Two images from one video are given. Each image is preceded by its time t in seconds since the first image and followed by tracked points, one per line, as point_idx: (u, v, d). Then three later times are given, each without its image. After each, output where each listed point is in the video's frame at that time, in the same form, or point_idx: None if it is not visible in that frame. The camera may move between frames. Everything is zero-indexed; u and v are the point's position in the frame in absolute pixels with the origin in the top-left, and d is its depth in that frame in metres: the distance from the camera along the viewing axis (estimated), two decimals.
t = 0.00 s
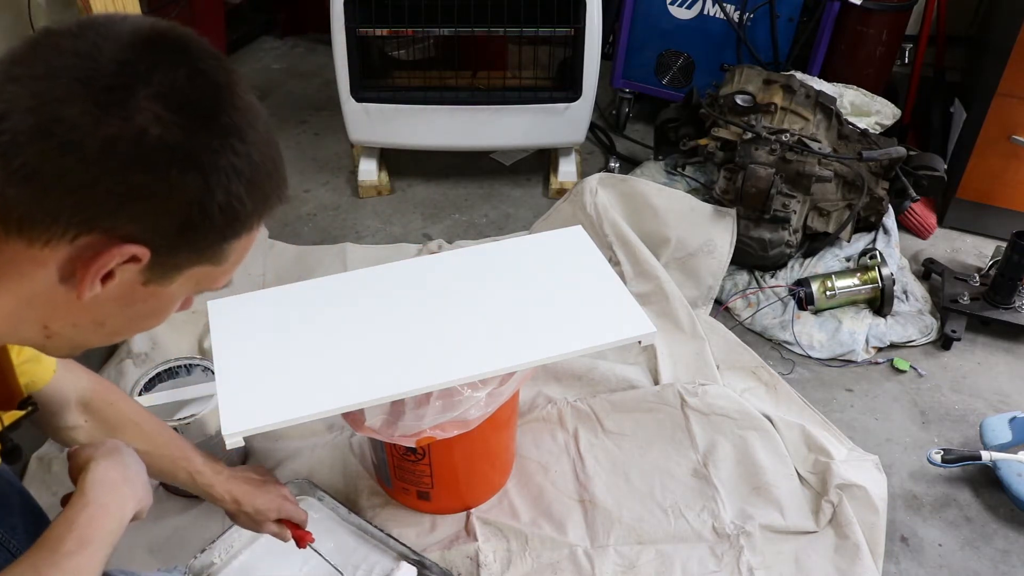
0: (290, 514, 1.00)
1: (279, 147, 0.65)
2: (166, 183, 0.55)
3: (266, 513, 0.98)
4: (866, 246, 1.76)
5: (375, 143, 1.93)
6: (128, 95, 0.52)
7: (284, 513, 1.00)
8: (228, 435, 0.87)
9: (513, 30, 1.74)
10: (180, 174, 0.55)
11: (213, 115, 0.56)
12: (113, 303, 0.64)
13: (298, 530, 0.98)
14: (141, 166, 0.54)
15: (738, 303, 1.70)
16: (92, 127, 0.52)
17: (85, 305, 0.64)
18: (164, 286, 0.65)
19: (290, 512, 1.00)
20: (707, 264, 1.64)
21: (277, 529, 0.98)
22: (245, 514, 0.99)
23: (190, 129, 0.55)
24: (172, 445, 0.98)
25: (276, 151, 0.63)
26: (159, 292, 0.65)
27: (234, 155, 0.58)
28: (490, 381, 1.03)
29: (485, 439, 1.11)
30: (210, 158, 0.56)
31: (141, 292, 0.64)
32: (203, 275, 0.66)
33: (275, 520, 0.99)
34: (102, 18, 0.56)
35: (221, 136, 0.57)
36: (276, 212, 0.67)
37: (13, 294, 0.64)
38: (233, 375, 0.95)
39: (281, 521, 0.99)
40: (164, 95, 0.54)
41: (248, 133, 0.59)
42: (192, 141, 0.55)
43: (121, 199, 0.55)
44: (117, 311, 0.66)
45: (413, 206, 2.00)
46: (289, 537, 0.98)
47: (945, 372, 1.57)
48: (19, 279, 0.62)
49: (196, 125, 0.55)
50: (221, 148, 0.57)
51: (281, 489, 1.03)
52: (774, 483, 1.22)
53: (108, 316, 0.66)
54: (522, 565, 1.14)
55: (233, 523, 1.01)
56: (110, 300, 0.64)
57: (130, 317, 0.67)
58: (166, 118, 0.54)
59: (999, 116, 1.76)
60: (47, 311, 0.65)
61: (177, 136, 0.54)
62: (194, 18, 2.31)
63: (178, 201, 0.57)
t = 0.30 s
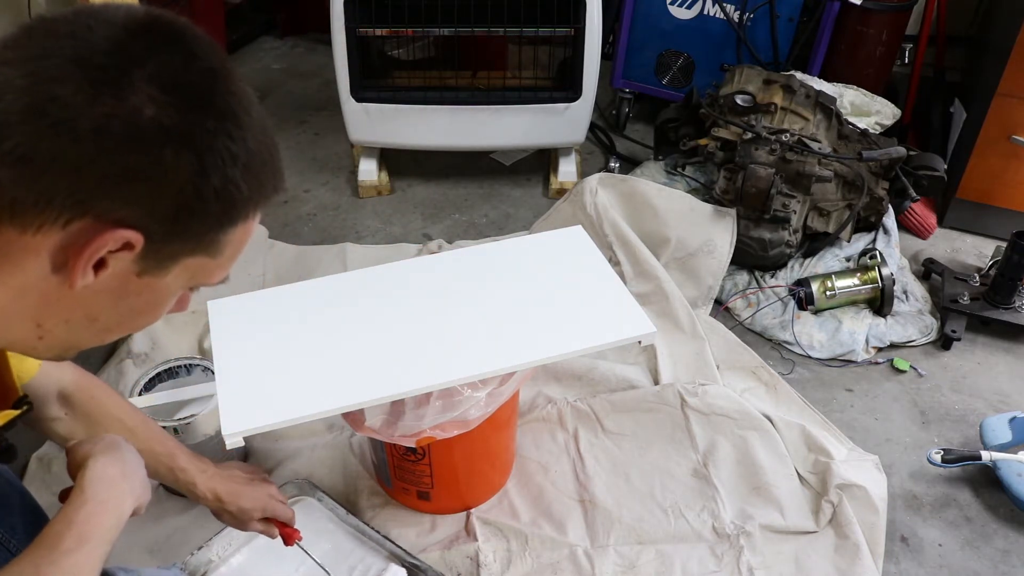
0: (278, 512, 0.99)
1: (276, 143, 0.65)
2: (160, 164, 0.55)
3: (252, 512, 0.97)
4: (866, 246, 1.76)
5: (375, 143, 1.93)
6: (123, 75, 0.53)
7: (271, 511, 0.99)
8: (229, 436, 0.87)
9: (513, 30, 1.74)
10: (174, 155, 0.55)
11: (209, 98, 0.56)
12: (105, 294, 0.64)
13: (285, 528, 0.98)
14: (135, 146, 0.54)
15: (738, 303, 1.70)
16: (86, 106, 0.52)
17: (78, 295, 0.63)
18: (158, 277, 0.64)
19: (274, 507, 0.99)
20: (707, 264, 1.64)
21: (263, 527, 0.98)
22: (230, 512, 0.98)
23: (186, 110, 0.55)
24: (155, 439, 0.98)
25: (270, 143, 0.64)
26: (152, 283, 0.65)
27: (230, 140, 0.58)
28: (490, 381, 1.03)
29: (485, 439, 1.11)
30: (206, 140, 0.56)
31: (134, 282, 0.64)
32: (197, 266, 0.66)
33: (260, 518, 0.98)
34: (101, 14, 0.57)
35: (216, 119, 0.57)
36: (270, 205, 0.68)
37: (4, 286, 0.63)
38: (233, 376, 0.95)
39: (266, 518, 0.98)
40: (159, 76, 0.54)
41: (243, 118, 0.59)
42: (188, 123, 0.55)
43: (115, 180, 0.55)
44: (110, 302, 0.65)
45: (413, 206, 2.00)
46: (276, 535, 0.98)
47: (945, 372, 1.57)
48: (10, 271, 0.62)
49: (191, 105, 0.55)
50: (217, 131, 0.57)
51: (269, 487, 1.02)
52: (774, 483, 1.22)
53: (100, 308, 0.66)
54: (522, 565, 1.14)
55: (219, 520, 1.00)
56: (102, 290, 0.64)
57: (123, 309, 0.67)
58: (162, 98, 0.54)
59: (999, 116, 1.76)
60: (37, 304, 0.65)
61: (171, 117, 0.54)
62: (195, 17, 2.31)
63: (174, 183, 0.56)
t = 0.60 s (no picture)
0: (281, 524, 0.99)
1: (284, 148, 0.64)
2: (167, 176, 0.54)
3: (253, 526, 0.96)
4: (866, 246, 1.76)
5: (375, 143, 1.93)
6: (130, 84, 0.52)
7: (274, 523, 0.99)
8: (229, 435, 0.87)
9: (513, 30, 1.74)
10: (181, 166, 0.54)
11: (218, 108, 0.55)
12: (110, 306, 0.64)
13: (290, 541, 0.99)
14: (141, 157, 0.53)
15: (738, 303, 1.69)
16: (91, 115, 0.51)
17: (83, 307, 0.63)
18: (164, 289, 0.64)
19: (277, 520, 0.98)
20: (707, 264, 1.64)
21: (266, 539, 0.97)
22: (230, 525, 0.97)
23: (194, 120, 0.54)
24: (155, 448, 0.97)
25: (281, 153, 0.63)
26: (158, 295, 0.64)
27: (240, 151, 0.57)
28: (490, 381, 1.03)
29: (485, 439, 1.11)
30: (214, 151, 0.56)
31: (139, 295, 0.63)
32: (203, 279, 0.66)
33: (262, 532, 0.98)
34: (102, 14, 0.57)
35: (226, 130, 0.56)
36: (282, 215, 0.67)
37: (8, 296, 0.63)
38: (233, 376, 0.95)
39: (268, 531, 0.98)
40: (167, 84, 0.53)
41: (253, 129, 0.58)
42: (196, 133, 0.54)
43: (120, 191, 0.54)
44: (115, 314, 0.65)
45: (413, 206, 2.00)
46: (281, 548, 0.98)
47: (945, 372, 1.57)
48: (14, 282, 0.61)
49: (200, 115, 0.54)
50: (227, 143, 0.56)
51: (273, 497, 1.01)
52: (774, 483, 1.22)
53: (105, 320, 0.65)
54: (522, 565, 1.14)
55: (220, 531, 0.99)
56: (107, 303, 0.63)
57: (129, 321, 0.66)
58: (170, 109, 0.53)
59: (999, 116, 1.76)
60: (41, 314, 0.64)
61: (180, 127, 0.53)
62: (195, 17, 2.31)
63: (181, 195, 0.56)
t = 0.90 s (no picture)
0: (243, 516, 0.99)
1: (290, 151, 0.63)
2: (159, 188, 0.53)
3: (218, 519, 0.96)
4: (866, 246, 1.76)
5: (376, 143, 1.93)
6: (122, 92, 0.50)
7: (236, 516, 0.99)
8: (229, 435, 0.87)
9: (513, 30, 1.74)
10: (173, 179, 0.53)
11: (215, 116, 0.54)
12: (103, 319, 0.63)
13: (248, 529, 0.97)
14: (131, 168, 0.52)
15: (738, 303, 1.70)
16: (79, 125, 0.50)
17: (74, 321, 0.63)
18: (158, 304, 0.63)
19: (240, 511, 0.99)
20: (707, 264, 1.64)
21: (230, 531, 0.97)
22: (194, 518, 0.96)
23: (189, 129, 0.53)
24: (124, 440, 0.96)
25: (286, 157, 0.62)
26: (152, 309, 0.64)
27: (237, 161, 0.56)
28: (490, 381, 1.03)
29: (485, 440, 1.11)
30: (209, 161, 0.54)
31: (134, 309, 0.63)
32: (199, 293, 0.65)
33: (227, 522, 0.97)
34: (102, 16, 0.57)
35: (222, 140, 0.55)
36: (287, 225, 0.66)
37: None
38: (233, 376, 0.95)
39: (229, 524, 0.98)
40: (160, 91, 0.51)
41: (253, 137, 0.57)
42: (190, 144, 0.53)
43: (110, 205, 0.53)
44: (109, 327, 0.64)
45: (413, 206, 2.00)
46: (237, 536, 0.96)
47: (945, 372, 1.57)
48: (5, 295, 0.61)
49: (193, 125, 0.53)
50: (222, 153, 0.55)
51: (237, 491, 1.01)
52: (774, 483, 1.22)
53: (99, 332, 0.65)
54: (522, 565, 1.14)
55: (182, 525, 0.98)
56: (100, 317, 0.63)
57: (125, 333, 0.66)
58: (161, 118, 0.51)
59: (999, 116, 1.76)
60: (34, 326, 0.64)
61: (171, 136, 0.52)
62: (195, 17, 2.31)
63: (172, 210, 0.55)
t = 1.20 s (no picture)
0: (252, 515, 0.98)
1: (284, 155, 0.59)
2: (135, 209, 0.50)
3: (232, 518, 0.95)
4: (866, 246, 1.76)
5: (376, 143, 1.93)
6: (93, 105, 0.46)
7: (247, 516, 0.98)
8: (229, 434, 0.87)
9: (513, 30, 1.74)
10: (150, 200, 0.50)
11: (196, 130, 0.50)
12: (80, 340, 0.60)
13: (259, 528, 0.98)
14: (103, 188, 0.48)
15: (738, 303, 1.69)
16: (49, 141, 0.46)
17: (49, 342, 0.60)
18: (138, 324, 0.60)
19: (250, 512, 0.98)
20: (707, 264, 1.64)
21: (247, 531, 0.96)
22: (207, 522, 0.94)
23: (166, 145, 0.49)
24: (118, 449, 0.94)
25: (278, 169, 0.58)
26: (132, 329, 0.61)
27: (220, 178, 0.52)
28: (490, 381, 1.03)
29: (485, 440, 1.11)
30: (188, 179, 0.51)
31: (112, 329, 0.60)
32: (181, 313, 0.62)
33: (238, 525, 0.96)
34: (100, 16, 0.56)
35: (204, 157, 0.51)
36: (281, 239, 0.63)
37: None
38: (234, 376, 0.95)
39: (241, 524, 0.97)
40: (135, 104, 0.48)
41: (240, 152, 0.53)
42: (167, 161, 0.49)
43: (84, 226, 0.50)
44: (87, 347, 0.62)
45: (414, 206, 2.00)
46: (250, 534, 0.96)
47: (945, 373, 1.57)
48: None
49: (171, 142, 0.49)
50: (204, 170, 0.51)
51: (238, 490, 1.00)
52: (774, 483, 1.22)
53: (76, 352, 0.62)
54: (522, 565, 1.14)
55: (194, 531, 0.96)
56: (76, 338, 0.60)
57: (104, 353, 0.63)
58: (136, 134, 0.48)
59: (999, 116, 1.76)
60: (10, 348, 0.61)
61: (148, 153, 0.49)
62: (195, 17, 2.31)
63: (150, 232, 0.52)
